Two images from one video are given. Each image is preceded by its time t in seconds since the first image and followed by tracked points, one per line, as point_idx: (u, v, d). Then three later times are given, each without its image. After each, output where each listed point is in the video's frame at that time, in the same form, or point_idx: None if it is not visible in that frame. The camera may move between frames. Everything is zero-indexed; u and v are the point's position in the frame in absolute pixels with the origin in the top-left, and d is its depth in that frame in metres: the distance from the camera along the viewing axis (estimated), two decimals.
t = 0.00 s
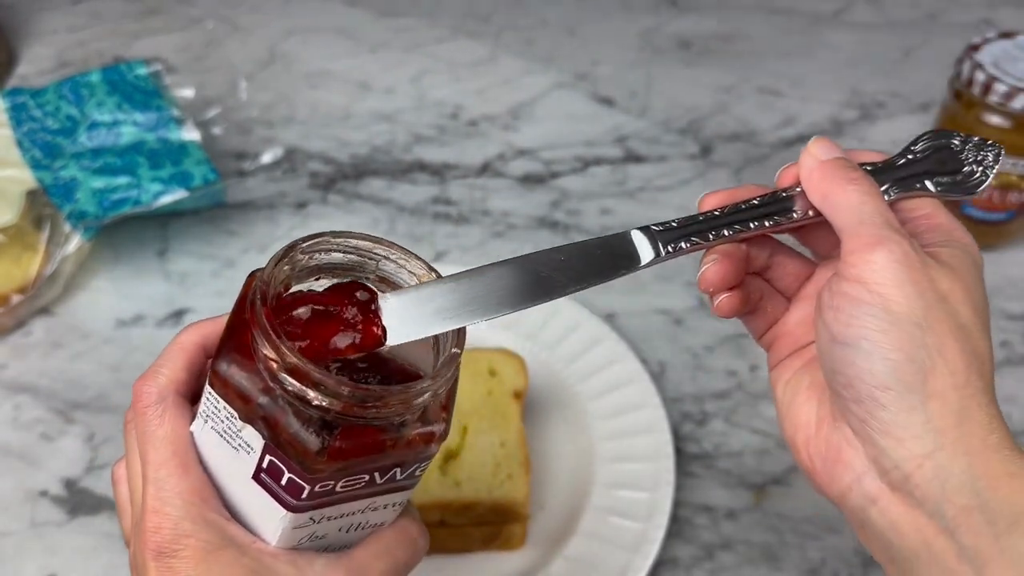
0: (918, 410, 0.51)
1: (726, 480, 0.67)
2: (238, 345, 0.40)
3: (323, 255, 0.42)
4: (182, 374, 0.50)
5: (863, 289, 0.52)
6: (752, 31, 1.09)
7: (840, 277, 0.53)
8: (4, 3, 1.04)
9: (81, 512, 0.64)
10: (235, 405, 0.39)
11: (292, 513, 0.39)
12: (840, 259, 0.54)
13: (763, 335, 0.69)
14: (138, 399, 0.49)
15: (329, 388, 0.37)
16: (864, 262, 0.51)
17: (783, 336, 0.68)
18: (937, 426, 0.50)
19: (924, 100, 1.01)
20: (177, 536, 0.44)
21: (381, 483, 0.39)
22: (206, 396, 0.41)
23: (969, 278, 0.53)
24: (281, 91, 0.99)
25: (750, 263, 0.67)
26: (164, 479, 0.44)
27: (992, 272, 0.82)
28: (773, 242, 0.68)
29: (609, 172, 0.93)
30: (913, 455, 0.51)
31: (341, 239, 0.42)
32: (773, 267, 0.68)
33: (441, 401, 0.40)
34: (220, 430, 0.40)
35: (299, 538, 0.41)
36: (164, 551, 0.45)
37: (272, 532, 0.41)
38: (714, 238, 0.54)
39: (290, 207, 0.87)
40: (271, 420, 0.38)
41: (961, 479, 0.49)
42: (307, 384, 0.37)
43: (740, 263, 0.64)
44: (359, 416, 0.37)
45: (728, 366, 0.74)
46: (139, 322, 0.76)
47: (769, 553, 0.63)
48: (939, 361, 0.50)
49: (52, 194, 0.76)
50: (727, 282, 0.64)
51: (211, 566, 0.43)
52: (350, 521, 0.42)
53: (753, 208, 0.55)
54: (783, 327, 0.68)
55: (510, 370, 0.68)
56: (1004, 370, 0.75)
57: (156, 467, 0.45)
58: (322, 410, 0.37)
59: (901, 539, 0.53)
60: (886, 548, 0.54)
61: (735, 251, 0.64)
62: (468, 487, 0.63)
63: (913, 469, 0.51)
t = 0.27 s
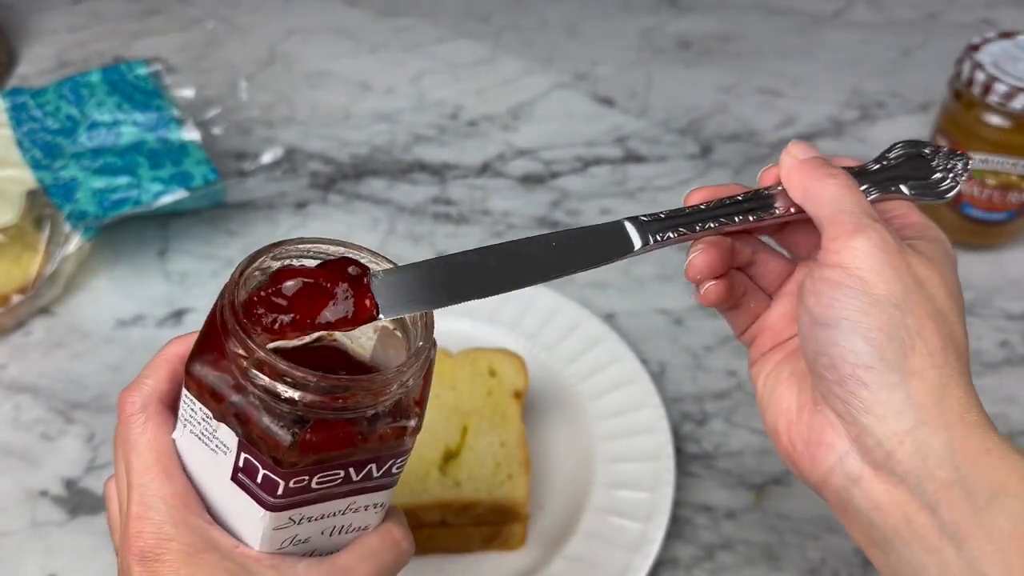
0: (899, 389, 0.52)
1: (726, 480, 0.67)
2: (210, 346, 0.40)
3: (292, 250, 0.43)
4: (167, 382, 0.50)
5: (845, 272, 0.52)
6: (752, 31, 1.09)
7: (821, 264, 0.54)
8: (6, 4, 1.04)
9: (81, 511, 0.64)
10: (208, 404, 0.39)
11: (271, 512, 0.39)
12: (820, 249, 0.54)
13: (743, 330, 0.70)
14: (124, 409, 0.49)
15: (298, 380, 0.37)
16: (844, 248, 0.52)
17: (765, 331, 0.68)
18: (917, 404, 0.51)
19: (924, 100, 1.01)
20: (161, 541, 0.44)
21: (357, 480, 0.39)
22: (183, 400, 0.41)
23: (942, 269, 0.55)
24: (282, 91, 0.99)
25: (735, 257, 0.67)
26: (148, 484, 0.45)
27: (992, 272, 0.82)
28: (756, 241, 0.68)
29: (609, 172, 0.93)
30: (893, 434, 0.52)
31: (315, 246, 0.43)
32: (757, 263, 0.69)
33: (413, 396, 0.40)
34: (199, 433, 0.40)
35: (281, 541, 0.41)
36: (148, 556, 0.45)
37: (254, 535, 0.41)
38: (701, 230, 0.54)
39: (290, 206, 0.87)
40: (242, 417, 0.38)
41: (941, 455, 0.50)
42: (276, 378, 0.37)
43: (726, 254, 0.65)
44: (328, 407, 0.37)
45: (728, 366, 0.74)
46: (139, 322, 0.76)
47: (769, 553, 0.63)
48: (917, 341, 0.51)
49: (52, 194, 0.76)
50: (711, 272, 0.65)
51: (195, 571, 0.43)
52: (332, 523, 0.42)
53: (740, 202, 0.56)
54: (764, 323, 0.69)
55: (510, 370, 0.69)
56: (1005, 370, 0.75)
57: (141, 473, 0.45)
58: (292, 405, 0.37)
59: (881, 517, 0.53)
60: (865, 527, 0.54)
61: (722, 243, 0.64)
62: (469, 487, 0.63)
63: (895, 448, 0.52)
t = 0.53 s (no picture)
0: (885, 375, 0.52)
1: (726, 480, 0.67)
2: (206, 350, 0.40)
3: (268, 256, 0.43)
4: (173, 389, 0.51)
5: (830, 264, 0.53)
6: (752, 31, 1.09)
7: (808, 258, 0.55)
8: (7, 5, 1.04)
9: (81, 511, 0.64)
10: (204, 405, 0.39)
11: (271, 510, 0.39)
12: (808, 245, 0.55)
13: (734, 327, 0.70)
14: (130, 415, 0.50)
15: (288, 376, 0.37)
16: (830, 241, 0.53)
17: (756, 328, 0.68)
18: (903, 390, 0.51)
19: (924, 100, 1.01)
20: (167, 544, 0.44)
21: (354, 476, 0.39)
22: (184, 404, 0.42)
23: (928, 263, 0.56)
24: (282, 91, 0.99)
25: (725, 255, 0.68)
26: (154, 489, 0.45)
27: (991, 272, 0.82)
28: (747, 239, 0.69)
29: (609, 172, 0.93)
30: (881, 420, 0.52)
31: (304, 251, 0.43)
32: (747, 261, 0.69)
33: (403, 393, 0.40)
34: (199, 435, 0.41)
35: (283, 540, 0.41)
36: (155, 560, 0.45)
37: (257, 536, 0.41)
38: (694, 225, 0.55)
39: (290, 207, 0.87)
40: (237, 415, 0.38)
41: (928, 440, 0.50)
42: (266, 376, 0.37)
43: (718, 249, 0.65)
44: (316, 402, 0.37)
45: (728, 366, 0.75)
46: (139, 322, 0.76)
47: (769, 553, 0.63)
48: (902, 329, 0.52)
49: (52, 194, 0.76)
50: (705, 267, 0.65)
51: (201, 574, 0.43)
52: (332, 521, 0.42)
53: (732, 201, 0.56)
54: (755, 320, 0.69)
55: (510, 371, 0.69)
56: (1004, 370, 0.75)
57: (148, 477, 0.46)
58: (284, 402, 0.37)
59: (871, 504, 0.53)
60: (856, 515, 0.54)
61: (714, 236, 0.64)
62: (468, 487, 0.63)
63: (882, 434, 0.52)
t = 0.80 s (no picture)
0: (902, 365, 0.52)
1: (725, 480, 0.67)
2: (215, 338, 0.40)
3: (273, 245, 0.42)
4: (173, 379, 0.51)
5: (846, 251, 0.54)
6: (751, 31, 1.09)
7: (826, 247, 0.55)
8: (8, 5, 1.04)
9: (81, 511, 0.64)
10: (215, 393, 0.39)
11: (276, 499, 0.39)
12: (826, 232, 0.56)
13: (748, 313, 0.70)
14: (130, 402, 0.49)
15: (302, 366, 0.37)
16: (847, 231, 0.54)
17: (768, 315, 0.69)
18: (920, 381, 0.51)
19: (924, 100, 1.01)
20: (168, 529, 0.44)
21: (361, 466, 0.39)
22: (190, 390, 0.41)
23: (949, 248, 0.56)
24: (282, 91, 0.99)
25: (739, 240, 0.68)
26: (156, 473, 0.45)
27: (991, 273, 0.82)
28: (759, 224, 0.69)
29: (609, 172, 0.93)
30: (897, 410, 0.52)
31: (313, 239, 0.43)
32: (760, 246, 0.69)
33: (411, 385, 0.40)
34: (205, 420, 0.40)
35: (285, 528, 0.41)
36: (154, 545, 0.44)
37: (260, 521, 0.41)
38: (706, 209, 0.55)
39: (290, 207, 0.87)
40: (248, 404, 0.38)
41: (944, 432, 0.50)
42: (281, 364, 0.37)
43: (732, 234, 0.65)
44: (328, 393, 0.37)
45: (727, 366, 0.75)
46: (140, 322, 0.76)
47: (769, 553, 0.63)
48: (920, 319, 0.52)
49: (52, 194, 0.76)
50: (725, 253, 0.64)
51: (201, 558, 0.42)
52: (335, 511, 0.42)
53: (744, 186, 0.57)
54: (768, 307, 0.69)
55: (510, 371, 0.69)
56: (1004, 370, 0.75)
57: (150, 461, 0.45)
58: (297, 391, 0.37)
59: (885, 495, 0.53)
60: (869, 505, 0.55)
61: (727, 221, 0.64)
62: (469, 486, 0.63)
63: (898, 424, 0.52)
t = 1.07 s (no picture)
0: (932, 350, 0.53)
1: (725, 480, 0.67)
2: (165, 365, 0.40)
3: (227, 287, 0.42)
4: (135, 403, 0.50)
5: (879, 238, 0.54)
6: (751, 32, 1.09)
7: (856, 233, 0.56)
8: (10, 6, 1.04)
9: (80, 511, 0.64)
10: (166, 418, 0.39)
11: (235, 518, 0.38)
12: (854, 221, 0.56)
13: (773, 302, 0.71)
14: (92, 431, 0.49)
15: (248, 386, 0.37)
16: (878, 217, 0.54)
17: (794, 304, 0.69)
18: (949, 366, 0.52)
19: (924, 100, 1.01)
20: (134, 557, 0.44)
21: (317, 482, 0.39)
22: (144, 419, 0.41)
23: (975, 241, 0.57)
24: (282, 91, 0.99)
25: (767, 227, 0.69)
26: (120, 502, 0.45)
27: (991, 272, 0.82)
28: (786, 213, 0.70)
29: (609, 172, 0.92)
30: (925, 393, 0.53)
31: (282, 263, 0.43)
32: (787, 236, 0.70)
33: (363, 397, 0.40)
34: (159, 446, 0.40)
35: (249, 549, 0.40)
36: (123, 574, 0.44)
37: (220, 545, 0.40)
38: (735, 195, 0.56)
39: (290, 207, 0.87)
40: (197, 428, 0.38)
41: (971, 416, 0.51)
42: (227, 386, 0.37)
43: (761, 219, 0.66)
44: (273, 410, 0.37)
45: (727, 366, 0.75)
46: (140, 322, 0.76)
47: (769, 553, 0.63)
48: (949, 307, 0.53)
49: (52, 194, 0.76)
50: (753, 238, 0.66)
51: None
52: (299, 529, 0.41)
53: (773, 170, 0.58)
54: (793, 296, 0.69)
55: (510, 371, 0.69)
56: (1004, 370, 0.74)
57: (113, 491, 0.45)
58: (244, 411, 0.37)
59: (909, 479, 0.54)
60: (890, 492, 0.55)
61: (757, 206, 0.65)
62: (469, 487, 0.63)
63: (926, 407, 0.53)
